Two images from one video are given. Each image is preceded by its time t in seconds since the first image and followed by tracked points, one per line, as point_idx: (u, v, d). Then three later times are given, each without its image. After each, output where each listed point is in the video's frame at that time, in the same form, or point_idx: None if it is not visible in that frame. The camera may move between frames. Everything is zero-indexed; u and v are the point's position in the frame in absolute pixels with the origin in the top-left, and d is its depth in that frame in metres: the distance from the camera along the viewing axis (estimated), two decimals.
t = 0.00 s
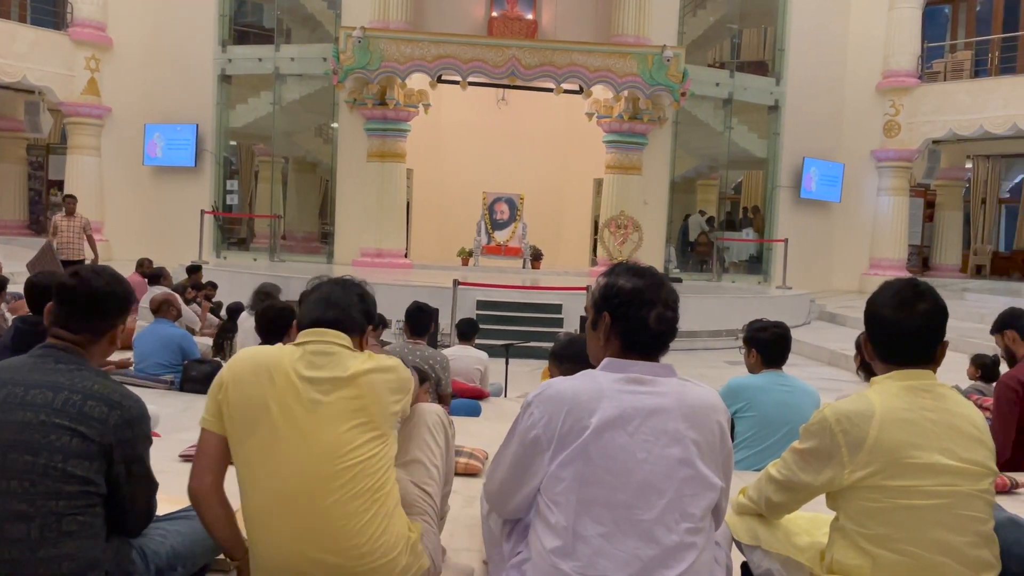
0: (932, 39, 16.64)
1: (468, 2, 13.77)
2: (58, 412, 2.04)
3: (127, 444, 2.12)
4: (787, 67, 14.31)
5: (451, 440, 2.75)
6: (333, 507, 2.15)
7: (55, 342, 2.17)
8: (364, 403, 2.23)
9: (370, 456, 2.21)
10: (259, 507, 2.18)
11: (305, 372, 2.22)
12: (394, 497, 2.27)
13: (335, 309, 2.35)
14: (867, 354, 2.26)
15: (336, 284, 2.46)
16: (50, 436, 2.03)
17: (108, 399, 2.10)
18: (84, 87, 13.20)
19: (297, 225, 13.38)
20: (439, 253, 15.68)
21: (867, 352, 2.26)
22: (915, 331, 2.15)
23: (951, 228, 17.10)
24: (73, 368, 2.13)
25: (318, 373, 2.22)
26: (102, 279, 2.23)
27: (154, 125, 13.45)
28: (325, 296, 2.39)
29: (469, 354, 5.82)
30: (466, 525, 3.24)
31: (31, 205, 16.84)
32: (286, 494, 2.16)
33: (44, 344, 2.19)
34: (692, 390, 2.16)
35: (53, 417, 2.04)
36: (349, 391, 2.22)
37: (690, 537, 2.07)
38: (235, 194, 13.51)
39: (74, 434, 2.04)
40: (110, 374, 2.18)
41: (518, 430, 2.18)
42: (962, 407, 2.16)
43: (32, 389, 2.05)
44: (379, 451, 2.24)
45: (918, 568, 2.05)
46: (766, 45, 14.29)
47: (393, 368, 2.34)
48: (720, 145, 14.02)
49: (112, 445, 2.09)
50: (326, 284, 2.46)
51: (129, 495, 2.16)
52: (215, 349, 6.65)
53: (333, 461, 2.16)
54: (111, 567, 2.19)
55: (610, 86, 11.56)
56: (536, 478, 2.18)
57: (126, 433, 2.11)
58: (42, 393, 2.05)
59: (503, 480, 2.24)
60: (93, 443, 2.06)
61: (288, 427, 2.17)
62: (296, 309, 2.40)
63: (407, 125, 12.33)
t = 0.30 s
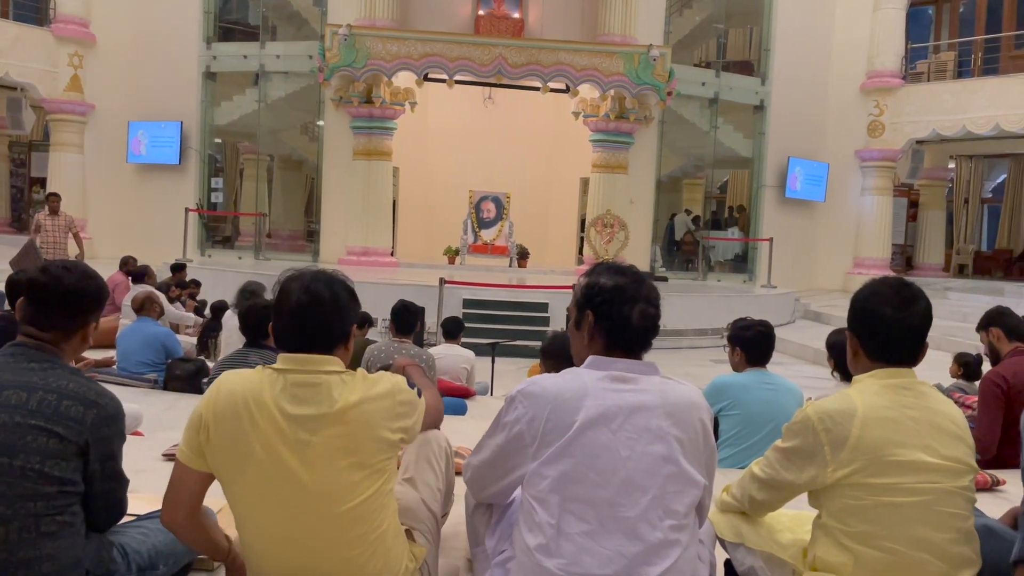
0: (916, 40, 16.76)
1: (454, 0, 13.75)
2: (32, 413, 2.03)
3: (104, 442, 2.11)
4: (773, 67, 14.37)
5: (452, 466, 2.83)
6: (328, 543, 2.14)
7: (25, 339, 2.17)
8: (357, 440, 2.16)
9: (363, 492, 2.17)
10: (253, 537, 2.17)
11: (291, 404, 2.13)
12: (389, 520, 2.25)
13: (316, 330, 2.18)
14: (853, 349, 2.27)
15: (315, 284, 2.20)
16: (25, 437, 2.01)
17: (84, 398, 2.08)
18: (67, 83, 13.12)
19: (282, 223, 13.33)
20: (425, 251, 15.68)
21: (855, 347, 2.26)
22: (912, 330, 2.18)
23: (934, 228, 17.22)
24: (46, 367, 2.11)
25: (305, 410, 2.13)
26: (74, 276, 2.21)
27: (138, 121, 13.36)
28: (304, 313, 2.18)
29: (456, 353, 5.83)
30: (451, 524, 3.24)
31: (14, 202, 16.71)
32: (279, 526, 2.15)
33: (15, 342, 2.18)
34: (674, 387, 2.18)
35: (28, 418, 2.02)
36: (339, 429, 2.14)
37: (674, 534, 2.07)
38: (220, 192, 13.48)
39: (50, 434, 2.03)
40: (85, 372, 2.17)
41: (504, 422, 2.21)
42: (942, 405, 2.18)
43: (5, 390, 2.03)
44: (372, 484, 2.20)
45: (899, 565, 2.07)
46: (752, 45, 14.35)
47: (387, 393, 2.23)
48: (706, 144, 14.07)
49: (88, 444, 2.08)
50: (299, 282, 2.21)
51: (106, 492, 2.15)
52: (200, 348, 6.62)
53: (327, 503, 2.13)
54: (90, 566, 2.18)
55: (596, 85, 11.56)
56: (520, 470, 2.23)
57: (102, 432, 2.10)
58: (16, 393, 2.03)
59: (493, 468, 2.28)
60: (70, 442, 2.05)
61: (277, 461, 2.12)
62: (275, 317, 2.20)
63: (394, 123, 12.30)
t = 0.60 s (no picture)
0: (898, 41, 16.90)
1: None
2: (19, 416, 2.01)
3: (90, 446, 2.10)
4: (757, 67, 14.43)
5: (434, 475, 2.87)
6: (319, 557, 2.14)
7: (16, 340, 2.13)
8: (352, 456, 2.14)
9: (356, 510, 2.16)
10: (242, 548, 2.17)
11: (290, 423, 2.12)
12: (382, 533, 2.24)
13: (316, 344, 2.15)
14: (837, 345, 2.27)
15: (317, 293, 2.17)
16: (11, 440, 2.00)
17: (72, 403, 2.07)
18: (49, 80, 13.00)
19: (266, 220, 13.33)
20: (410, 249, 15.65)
21: (839, 343, 2.27)
22: (901, 331, 2.20)
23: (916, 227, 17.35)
24: (36, 368, 2.09)
25: (302, 430, 2.12)
26: (71, 278, 2.17)
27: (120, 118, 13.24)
28: (306, 324, 2.15)
29: (441, 352, 5.84)
30: (435, 523, 3.24)
31: None
32: (269, 537, 2.15)
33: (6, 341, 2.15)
34: (650, 383, 2.20)
35: (15, 421, 2.01)
36: (334, 445, 2.13)
37: (654, 527, 2.07)
38: (203, 190, 13.42)
39: (36, 437, 2.02)
40: (75, 376, 2.15)
41: (484, 421, 2.23)
42: (923, 403, 2.20)
43: None
44: (365, 503, 2.18)
45: (879, 561, 2.09)
46: (737, 45, 14.40)
47: (391, 415, 2.20)
48: (691, 143, 14.12)
49: (75, 448, 2.07)
50: (299, 289, 2.17)
51: (89, 496, 2.14)
52: (182, 346, 6.58)
53: (318, 517, 2.13)
54: (71, 569, 2.17)
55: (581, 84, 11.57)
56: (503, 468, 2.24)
57: (88, 436, 2.08)
58: (4, 395, 2.02)
59: (483, 471, 2.30)
60: (56, 447, 2.04)
61: (270, 473, 2.13)
62: (273, 327, 2.17)
63: (378, 121, 12.27)
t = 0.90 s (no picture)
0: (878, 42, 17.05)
1: None
2: (4, 419, 2.00)
3: (75, 454, 2.08)
4: (739, 67, 14.48)
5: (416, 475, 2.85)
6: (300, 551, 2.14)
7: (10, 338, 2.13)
8: (332, 453, 2.12)
9: (337, 506, 2.15)
10: (223, 541, 2.17)
11: (272, 419, 2.11)
12: (365, 528, 2.24)
13: (312, 342, 2.14)
14: (818, 342, 2.28)
15: (316, 290, 2.15)
16: None
17: (60, 410, 2.05)
18: (26, 76, 12.91)
19: (248, 218, 13.29)
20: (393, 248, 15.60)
21: (819, 342, 2.28)
22: (883, 330, 2.22)
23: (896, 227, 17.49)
24: (26, 372, 2.07)
25: (285, 426, 2.11)
26: (70, 281, 2.18)
27: (99, 115, 13.11)
28: (303, 321, 2.13)
29: (423, 350, 5.83)
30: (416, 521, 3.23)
31: None
32: (251, 531, 2.15)
33: None
34: (623, 378, 2.21)
35: None
36: (315, 442, 2.11)
37: (630, 518, 2.09)
38: (184, 187, 13.33)
39: (20, 441, 2.00)
40: (65, 381, 2.13)
41: (458, 416, 2.23)
42: (901, 401, 2.23)
43: None
44: (346, 501, 2.16)
45: (856, 558, 2.11)
46: (719, 45, 14.45)
47: (375, 418, 2.16)
48: (673, 143, 14.16)
49: (60, 454, 2.05)
50: (298, 287, 2.15)
51: (70, 504, 2.12)
52: (162, 345, 6.53)
53: (298, 513, 2.12)
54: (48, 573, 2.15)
55: (564, 83, 11.58)
56: (475, 463, 2.24)
57: (73, 443, 2.06)
58: None
59: (458, 467, 2.29)
60: (39, 452, 2.02)
61: (250, 467, 2.13)
62: (269, 323, 2.15)
63: (361, 118, 12.22)
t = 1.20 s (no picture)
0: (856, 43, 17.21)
1: None
2: None
3: (51, 456, 2.06)
4: (719, 67, 14.56)
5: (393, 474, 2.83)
6: (282, 542, 2.12)
7: None
8: (317, 446, 2.10)
9: (323, 500, 2.13)
10: (203, 529, 2.15)
11: (259, 409, 2.10)
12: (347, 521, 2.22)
13: (298, 337, 2.14)
14: (795, 340, 2.30)
15: (309, 284, 2.16)
16: None
17: (37, 411, 2.03)
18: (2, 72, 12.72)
19: (227, 217, 13.20)
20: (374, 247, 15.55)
21: (796, 339, 2.30)
22: (860, 329, 2.25)
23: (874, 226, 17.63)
24: (4, 372, 2.04)
25: (270, 414, 2.10)
26: (55, 284, 2.17)
27: (77, 112, 12.99)
28: (297, 316, 2.14)
29: (403, 350, 5.82)
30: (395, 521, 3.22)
31: None
32: (232, 520, 2.12)
33: None
34: (601, 376, 2.23)
35: None
36: (300, 434, 2.10)
37: (607, 514, 2.10)
38: (162, 185, 13.20)
39: None
40: (42, 382, 2.11)
41: (438, 411, 2.22)
42: (876, 398, 2.25)
43: None
44: (330, 492, 2.14)
45: (832, 554, 2.12)
46: (699, 45, 14.50)
47: (360, 410, 2.15)
48: (655, 142, 14.18)
49: (36, 456, 2.03)
50: (290, 280, 2.15)
51: (45, 505, 2.10)
52: (140, 344, 6.48)
53: (280, 505, 2.10)
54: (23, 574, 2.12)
55: (545, 82, 11.59)
56: (452, 459, 2.24)
57: (50, 445, 2.05)
58: None
59: (434, 464, 2.28)
60: (16, 454, 2.00)
61: (232, 456, 2.10)
62: (260, 316, 2.15)
63: (341, 116, 12.17)
